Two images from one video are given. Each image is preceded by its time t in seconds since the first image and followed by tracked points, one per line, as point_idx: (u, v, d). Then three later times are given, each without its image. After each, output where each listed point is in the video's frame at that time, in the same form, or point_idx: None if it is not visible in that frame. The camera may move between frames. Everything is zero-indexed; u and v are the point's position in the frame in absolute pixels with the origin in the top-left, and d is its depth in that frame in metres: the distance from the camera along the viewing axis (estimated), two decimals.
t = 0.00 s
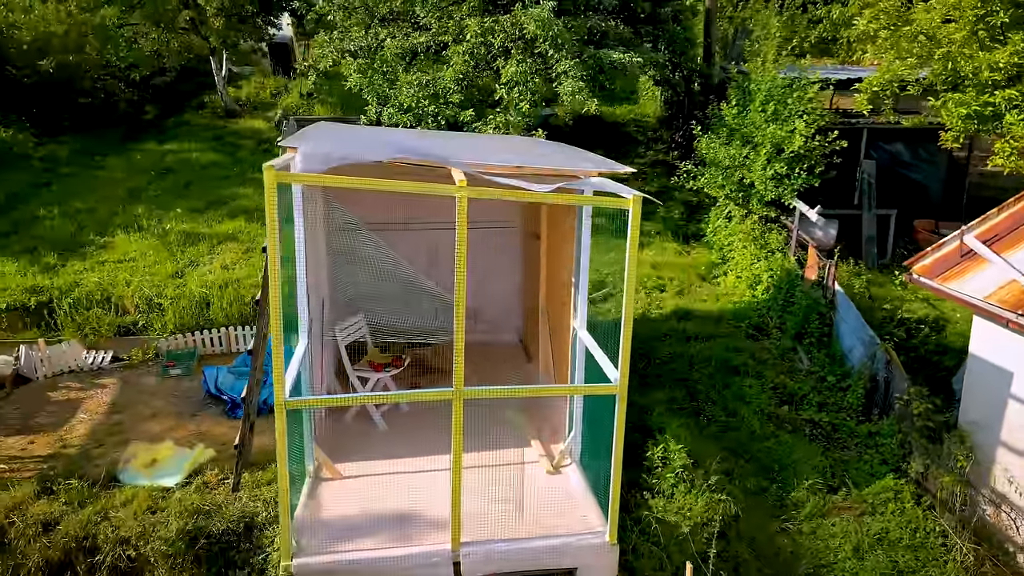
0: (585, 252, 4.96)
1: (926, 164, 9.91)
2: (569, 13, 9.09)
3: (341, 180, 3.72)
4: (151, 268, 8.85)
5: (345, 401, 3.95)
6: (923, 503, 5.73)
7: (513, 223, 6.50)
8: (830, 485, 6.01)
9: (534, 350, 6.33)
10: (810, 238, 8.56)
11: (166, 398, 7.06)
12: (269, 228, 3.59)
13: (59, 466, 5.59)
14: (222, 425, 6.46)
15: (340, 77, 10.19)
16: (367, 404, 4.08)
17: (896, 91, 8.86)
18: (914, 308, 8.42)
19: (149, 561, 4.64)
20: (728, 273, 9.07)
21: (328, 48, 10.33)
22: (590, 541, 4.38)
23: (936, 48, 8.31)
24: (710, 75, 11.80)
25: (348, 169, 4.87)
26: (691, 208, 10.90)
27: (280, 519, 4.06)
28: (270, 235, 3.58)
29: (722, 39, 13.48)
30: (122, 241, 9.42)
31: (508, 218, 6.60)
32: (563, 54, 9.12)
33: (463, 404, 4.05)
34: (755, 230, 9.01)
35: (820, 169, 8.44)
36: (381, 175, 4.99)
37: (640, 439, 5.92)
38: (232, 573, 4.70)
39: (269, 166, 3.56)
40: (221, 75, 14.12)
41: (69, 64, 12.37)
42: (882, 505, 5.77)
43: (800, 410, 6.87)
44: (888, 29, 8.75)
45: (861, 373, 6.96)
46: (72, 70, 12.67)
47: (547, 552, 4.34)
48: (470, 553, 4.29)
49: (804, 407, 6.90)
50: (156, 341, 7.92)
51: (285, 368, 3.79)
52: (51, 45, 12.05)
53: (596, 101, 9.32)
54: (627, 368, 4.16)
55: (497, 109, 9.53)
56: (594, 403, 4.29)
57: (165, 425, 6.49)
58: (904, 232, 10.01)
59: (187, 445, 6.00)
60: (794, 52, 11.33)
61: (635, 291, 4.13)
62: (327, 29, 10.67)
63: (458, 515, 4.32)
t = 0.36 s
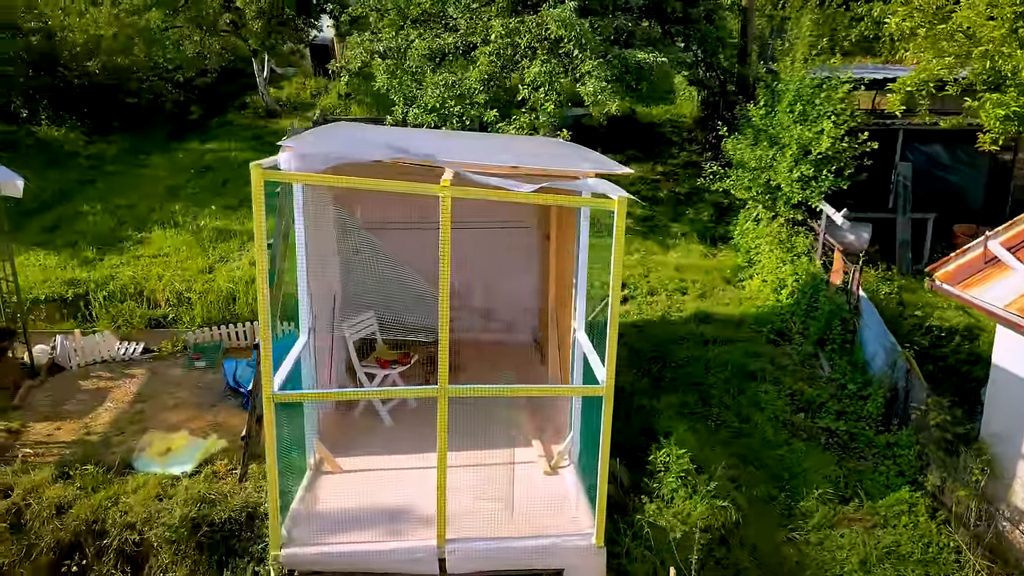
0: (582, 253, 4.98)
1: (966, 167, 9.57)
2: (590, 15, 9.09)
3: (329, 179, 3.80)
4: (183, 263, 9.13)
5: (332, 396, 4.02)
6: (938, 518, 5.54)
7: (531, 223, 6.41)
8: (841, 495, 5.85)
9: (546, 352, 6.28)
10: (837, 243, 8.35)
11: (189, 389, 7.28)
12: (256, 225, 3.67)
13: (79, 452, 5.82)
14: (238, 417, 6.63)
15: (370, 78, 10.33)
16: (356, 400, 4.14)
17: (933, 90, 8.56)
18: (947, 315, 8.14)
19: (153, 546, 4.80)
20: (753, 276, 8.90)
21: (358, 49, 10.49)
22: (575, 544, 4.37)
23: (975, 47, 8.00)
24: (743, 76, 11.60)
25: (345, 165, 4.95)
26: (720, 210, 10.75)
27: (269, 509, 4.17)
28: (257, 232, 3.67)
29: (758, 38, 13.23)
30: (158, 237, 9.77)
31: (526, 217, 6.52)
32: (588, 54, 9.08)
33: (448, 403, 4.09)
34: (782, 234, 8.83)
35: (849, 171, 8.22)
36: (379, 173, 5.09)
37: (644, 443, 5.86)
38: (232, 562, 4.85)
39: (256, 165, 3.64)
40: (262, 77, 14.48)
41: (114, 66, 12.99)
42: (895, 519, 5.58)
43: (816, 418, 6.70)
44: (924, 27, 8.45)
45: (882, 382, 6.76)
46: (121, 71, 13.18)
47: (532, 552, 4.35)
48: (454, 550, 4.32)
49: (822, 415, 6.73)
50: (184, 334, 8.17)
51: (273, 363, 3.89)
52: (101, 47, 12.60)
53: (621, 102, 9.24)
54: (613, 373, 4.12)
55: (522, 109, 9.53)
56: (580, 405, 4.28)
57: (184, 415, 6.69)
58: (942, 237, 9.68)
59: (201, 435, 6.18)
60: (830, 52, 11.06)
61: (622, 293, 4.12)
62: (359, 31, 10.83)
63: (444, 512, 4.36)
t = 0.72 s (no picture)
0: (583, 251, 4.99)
1: (1010, 170, 9.19)
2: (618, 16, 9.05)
3: (319, 177, 3.89)
4: (217, 260, 9.40)
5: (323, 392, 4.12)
6: (954, 534, 5.33)
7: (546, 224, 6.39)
8: (855, 507, 5.68)
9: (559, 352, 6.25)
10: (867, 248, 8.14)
11: (214, 381, 7.50)
12: (248, 223, 3.78)
13: (103, 439, 6.06)
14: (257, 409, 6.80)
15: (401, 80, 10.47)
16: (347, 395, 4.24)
17: (973, 90, 8.22)
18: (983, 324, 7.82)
19: (161, 532, 4.98)
20: (781, 281, 8.72)
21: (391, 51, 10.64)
22: (563, 546, 4.35)
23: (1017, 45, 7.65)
24: (780, 76, 11.37)
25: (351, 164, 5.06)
26: (753, 213, 10.57)
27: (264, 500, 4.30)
28: (249, 231, 3.79)
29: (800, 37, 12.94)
30: (195, 233, 10.13)
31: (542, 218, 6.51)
32: (615, 55, 9.02)
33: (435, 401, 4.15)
34: (811, 238, 8.63)
35: (881, 173, 7.99)
36: (384, 175, 5.19)
37: (650, 448, 5.80)
38: (237, 550, 5.01)
39: (248, 164, 3.75)
40: (304, 78, 14.80)
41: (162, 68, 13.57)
42: (909, 533, 5.40)
43: (835, 427, 6.53)
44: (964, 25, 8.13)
45: (906, 392, 6.54)
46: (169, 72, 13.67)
47: (520, 553, 4.35)
48: (442, 547, 4.36)
49: (841, 424, 6.55)
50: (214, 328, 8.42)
51: (265, 358, 4.01)
52: (150, 49, 13.30)
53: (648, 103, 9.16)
54: (600, 377, 4.09)
55: (549, 110, 9.53)
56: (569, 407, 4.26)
57: (207, 406, 6.90)
58: (984, 243, 9.32)
59: (219, 427, 6.36)
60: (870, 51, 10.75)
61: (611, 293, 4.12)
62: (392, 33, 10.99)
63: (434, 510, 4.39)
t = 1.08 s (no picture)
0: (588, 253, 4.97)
1: None
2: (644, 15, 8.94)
3: (315, 177, 3.98)
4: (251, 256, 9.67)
5: (317, 384, 4.24)
6: (972, 554, 5.12)
7: (563, 224, 6.33)
8: (869, 520, 5.51)
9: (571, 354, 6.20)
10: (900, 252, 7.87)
11: (241, 373, 7.73)
12: (245, 221, 3.90)
13: (129, 427, 6.30)
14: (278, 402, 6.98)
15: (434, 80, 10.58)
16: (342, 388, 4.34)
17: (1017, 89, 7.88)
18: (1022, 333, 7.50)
19: (173, 518, 5.17)
20: (812, 285, 8.53)
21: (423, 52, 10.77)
22: (551, 545, 4.34)
23: None
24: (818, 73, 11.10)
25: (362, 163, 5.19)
26: (788, 215, 10.35)
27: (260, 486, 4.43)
28: (245, 228, 3.90)
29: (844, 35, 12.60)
30: (233, 230, 10.46)
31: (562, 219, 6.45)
32: (643, 55, 8.94)
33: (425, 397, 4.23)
34: (843, 242, 8.41)
35: (917, 176, 7.75)
36: (391, 176, 5.29)
37: (657, 452, 5.77)
38: (244, 538, 5.19)
39: (245, 163, 3.86)
40: (346, 78, 15.10)
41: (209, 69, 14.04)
42: (924, 549, 5.20)
43: (855, 437, 6.35)
44: (1009, 21, 7.78)
45: (931, 404, 6.32)
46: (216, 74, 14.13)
47: (507, 549, 4.37)
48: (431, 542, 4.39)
49: (862, 434, 6.38)
50: (245, 321, 8.65)
51: (261, 351, 4.15)
52: (198, 52, 13.97)
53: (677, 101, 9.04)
54: (590, 378, 4.08)
55: (578, 110, 9.49)
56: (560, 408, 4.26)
57: (230, 397, 7.10)
58: None
59: (239, 418, 6.55)
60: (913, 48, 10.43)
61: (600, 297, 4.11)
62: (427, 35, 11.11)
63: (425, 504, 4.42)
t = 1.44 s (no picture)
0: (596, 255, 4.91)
1: None
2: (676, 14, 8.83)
3: (312, 177, 4.06)
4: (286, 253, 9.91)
5: (313, 380, 4.32)
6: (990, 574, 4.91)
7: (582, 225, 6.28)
8: (883, 534, 5.32)
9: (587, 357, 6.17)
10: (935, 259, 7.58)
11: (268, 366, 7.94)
12: (242, 219, 4.01)
13: (154, 416, 6.54)
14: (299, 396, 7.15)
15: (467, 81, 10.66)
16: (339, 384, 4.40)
17: None
18: None
19: (186, 505, 5.35)
20: (843, 292, 8.31)
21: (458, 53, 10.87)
22: (541, 548, 4.33)
23: None
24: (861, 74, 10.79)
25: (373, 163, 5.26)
26: (826, 219, 10.08)
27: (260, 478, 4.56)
28: (243, 225, 4.01)
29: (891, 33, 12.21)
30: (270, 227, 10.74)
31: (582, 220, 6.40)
32: (674, 55, 8.84)
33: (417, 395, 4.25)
34: (877, 248, 8.16)
35: (955, 181, 7.50)
36: (404, 177, 5.36)
37: (664, 458, 5.70)
38: (252, 527, 5.33)
39: (244, 163, 3.97)
40: (389, 80, 15.35)
41: (254, 71, 14.43)
42: (939, 567, 5.03)
43: (876, 449, 6.14)
44: None
45: (957, 417, 6.08)
46: (263, 74, 14.54)
47: (498, 550, 4.37)
48: (423, 539, 4.43)
49: (884, 445, 6.17)
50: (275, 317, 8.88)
51: (259, 345, 4.26)
52: (246, 53, 14.37)
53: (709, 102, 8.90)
54: (578, 378, 4.02)
55: (608, 111, 9.44)
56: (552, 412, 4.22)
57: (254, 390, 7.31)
58: None
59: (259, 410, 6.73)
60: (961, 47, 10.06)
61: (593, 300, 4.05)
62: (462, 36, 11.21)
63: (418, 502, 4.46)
